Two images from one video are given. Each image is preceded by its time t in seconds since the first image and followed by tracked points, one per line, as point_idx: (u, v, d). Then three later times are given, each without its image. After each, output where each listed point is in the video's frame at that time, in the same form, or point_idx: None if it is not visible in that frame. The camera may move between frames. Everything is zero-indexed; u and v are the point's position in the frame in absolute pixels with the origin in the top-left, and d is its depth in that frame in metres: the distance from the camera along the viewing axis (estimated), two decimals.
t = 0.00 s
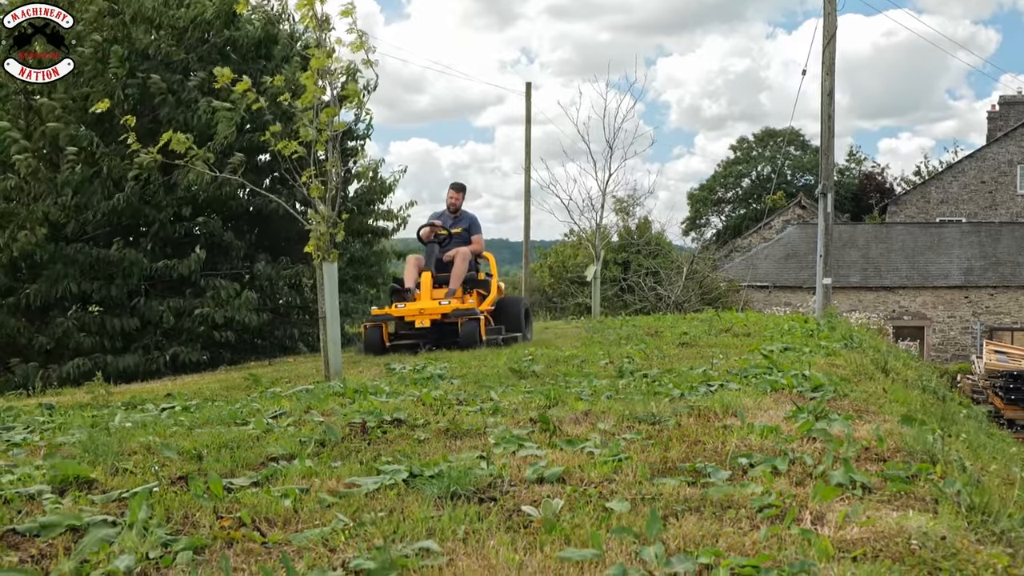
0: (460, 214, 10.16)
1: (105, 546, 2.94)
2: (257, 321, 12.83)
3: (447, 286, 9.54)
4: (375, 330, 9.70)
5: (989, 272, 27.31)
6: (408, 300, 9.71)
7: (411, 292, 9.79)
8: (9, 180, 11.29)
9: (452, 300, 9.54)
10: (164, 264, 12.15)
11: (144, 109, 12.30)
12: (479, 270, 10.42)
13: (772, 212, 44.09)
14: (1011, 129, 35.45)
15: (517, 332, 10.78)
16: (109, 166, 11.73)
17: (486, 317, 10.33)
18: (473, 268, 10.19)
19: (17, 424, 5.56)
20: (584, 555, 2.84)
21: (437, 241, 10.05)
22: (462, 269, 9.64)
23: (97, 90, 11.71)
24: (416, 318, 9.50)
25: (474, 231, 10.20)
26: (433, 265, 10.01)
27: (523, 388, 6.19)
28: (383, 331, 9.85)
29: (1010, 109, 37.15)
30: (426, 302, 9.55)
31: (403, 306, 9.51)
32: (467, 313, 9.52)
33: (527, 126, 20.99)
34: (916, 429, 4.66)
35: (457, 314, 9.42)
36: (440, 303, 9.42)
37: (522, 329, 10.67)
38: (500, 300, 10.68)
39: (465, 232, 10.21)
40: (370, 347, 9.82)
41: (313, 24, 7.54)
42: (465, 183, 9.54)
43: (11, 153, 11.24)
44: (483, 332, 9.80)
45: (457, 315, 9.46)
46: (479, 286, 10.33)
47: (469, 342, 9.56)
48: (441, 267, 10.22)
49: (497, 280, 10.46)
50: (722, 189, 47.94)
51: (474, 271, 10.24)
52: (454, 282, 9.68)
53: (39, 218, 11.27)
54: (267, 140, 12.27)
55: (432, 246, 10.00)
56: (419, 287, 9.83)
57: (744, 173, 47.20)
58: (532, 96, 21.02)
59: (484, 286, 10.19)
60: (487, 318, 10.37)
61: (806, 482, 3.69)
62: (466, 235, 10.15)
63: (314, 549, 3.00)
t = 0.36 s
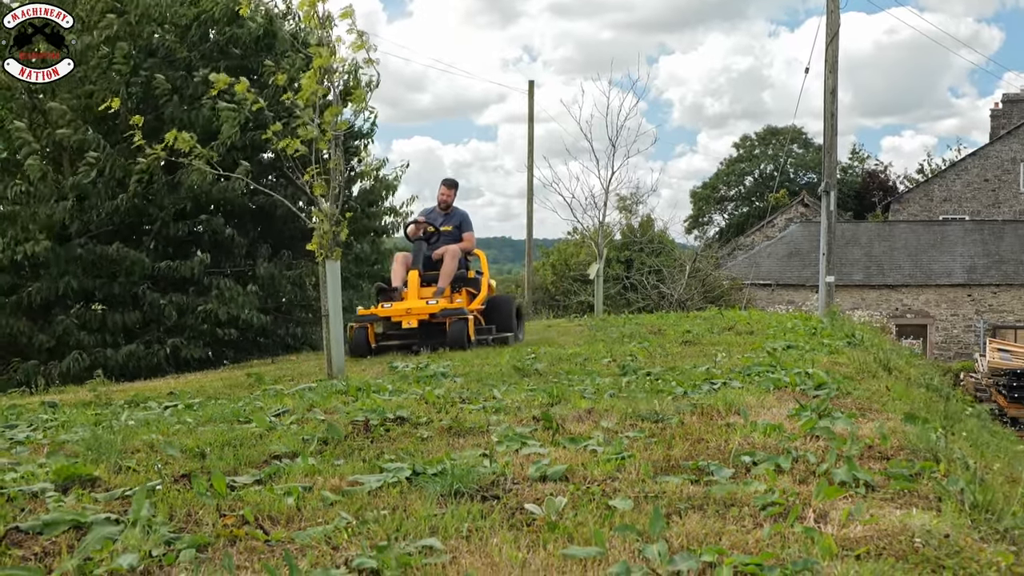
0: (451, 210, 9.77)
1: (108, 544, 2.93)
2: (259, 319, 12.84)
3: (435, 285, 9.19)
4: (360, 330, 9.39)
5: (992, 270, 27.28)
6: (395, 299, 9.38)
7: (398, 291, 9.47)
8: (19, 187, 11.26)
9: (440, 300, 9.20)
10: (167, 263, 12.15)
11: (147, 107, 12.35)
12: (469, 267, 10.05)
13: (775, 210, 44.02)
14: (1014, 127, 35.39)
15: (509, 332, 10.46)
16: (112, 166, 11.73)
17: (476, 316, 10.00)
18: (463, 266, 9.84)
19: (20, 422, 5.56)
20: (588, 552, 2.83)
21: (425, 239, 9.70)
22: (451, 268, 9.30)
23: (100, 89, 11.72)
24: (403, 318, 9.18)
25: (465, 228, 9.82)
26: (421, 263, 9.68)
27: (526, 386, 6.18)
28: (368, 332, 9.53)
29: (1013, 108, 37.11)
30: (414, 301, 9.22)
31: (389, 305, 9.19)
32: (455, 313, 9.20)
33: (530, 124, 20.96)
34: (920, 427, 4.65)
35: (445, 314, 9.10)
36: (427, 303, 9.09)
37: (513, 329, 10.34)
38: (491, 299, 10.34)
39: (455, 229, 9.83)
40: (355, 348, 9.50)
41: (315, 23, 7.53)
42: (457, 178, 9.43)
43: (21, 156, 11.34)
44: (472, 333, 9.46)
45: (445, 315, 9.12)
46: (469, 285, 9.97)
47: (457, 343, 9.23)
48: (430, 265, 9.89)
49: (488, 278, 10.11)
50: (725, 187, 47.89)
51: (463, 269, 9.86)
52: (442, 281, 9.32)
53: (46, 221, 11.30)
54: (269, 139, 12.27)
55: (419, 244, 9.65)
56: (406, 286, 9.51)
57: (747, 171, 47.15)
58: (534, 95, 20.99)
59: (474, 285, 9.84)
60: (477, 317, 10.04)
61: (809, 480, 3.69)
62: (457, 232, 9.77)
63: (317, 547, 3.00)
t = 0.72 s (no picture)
0: (440, 209, 9.63)
1: (113, 544, 2.94)
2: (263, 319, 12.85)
3: (421, 286, 8.97)
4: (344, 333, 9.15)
5: (997, 269, 27.22)
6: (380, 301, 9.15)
7: (384, 292, 9.24)
8: (24, 188, 11.33)
9: (427, 302, 8.97)
10: (170, 263, 12.17)
11: (152, 107, 12.29)
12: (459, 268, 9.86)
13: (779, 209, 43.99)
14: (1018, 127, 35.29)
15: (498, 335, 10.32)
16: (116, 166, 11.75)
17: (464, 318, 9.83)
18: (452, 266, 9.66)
19: (25, 422, 5.58)
20: (592, 552, 2.83)
21: (413, 238, 9.53)
22: (439, 268, 9.12)
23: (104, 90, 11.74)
24: (388, 320, 8.94)
25: (454, 227, 9.68)
26: (408, 263, 9.48)
27: (530, 386, 6.18)
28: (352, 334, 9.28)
29: (1018, 107, 37.02)
30: (400, 303, 8.99)
31: (374, 307, 8.95)
32: (442, 315, 9.00)
33: (534, 124, 20.96)
34: (924, 427, 4.64)
35: (431, 316, 8.88)
36: (414, 305, 8.86)
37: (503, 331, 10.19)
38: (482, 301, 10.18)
39: (445, 228, 9.68)
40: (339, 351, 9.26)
41: (323, 23, 7.54)
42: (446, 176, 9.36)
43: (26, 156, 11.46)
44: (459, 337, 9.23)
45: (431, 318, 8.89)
46: (459, 286, 9.79)
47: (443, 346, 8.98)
48: (418, 265, 9.70)
49: (478, 279, 9.95)
50: (729, 187, 47.85)
51: (453, 270, 9.67)
52: (430, 282, 9.11)
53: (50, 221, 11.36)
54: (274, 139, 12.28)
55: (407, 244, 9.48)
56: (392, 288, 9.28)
57: (751, 171, 47.11)
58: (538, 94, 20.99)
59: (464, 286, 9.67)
60: (465, 319, 9.87)
61: (813, 480, 3.68)
62: (447, 231, 9.62)
63: (321, 547, 3.00)
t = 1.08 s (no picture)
0: (427, 211, 9.41)
1: (118, 546, 2.94)
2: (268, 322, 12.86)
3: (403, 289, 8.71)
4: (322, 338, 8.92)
5: (1002, 272, 27.18)
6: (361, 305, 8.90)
7: (365, 296, 8.98)
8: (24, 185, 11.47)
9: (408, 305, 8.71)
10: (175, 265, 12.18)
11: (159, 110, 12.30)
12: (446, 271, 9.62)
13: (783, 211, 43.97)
14: None
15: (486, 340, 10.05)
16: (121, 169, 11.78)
17: (449, 323, 9.56)
18: (439, 269, 9.41)
19: (30, 424, 5.59)
20: (597, 555, 2.83)
21: (398, 240, 9.28)
22: (424, 271, 8.88)
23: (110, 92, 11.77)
24: (368, 324, 8.69)
25: (442, 229, 9.45)
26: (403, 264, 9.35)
27: (535, 388, 6.18)
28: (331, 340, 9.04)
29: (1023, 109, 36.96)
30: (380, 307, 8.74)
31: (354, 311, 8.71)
32: (423, 320, 8.73)
33: (538, 126, 20.96)
34: (930, 429, 4.63)
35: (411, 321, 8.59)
36: (394, 309, 8.60)
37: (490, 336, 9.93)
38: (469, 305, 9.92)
39: (432, 230, 9.45)
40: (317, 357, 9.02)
41: (332, 24, 7.55)
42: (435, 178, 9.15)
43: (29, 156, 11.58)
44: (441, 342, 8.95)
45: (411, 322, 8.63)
46: (445, 290, 9.53)
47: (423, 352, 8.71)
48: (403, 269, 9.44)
49: (465, 283, 9.69)
50: (733, 189, 47.84)
51: (439, 272, 9.43)
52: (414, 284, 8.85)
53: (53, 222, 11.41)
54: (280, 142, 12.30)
55: (391, 246, 9.22)
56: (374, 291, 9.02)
57: (755, 173, 47.08)
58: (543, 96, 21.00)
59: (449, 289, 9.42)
60: (450, 324, 9.58)
61: (818, 483, 3.67)
62: (434, 233, 9.39)
63: (327, 549, 3.00)
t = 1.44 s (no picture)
0: (411, 212, 9.09)
1: (124, 550, 2.94)
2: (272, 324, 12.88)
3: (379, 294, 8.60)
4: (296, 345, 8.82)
5: (1007, 274, 27.12)
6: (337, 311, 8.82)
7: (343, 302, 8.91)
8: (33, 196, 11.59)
9: (384, 311, 8.61)
10: (179, 268, 12.22)
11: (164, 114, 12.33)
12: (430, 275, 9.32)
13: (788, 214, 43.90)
14: None
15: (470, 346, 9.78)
16: (126, 172, 11.82)
17: (431, 329, 9.30)
18: (422, 272, 9.12)
19: (36, 427, 5.60)
20: (603, 559, 2.82)
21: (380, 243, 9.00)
22: (404, 274, 8.65)
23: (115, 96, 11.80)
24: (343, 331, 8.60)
25: (426, 231, 9.14)
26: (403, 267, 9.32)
27: (540, 392, 6.18)
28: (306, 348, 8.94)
29: None
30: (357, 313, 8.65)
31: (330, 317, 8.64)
32: (398, 326, 8.59)
33: (542, 129, 20.96)
34: (935, 432, 4.62)
35: (385, 327, 8.54)
36: (369, 314, 8.51)
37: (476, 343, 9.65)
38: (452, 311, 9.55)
39: (416, 232, 9.15)
40: (291, 366, 8.92)
41: (336, 29, 7.56)
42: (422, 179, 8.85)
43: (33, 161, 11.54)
44: (417, 349, 8.79)
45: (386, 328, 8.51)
46: (428, 294, 9.24)
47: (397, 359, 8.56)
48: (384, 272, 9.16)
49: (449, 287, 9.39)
50: (738, 192, 47.81)
51: (422, 276, 9.13)
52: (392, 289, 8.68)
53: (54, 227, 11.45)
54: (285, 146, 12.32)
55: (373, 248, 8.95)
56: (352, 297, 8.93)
57: (760, 176, 47.04)
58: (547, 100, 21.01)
59: (432, 293, 9.13)
60: (432, 329, 9.30)
61: (824, 486, 3.66)
62: (417, 235, 9.08)
63: (332, 553, 3.00)
